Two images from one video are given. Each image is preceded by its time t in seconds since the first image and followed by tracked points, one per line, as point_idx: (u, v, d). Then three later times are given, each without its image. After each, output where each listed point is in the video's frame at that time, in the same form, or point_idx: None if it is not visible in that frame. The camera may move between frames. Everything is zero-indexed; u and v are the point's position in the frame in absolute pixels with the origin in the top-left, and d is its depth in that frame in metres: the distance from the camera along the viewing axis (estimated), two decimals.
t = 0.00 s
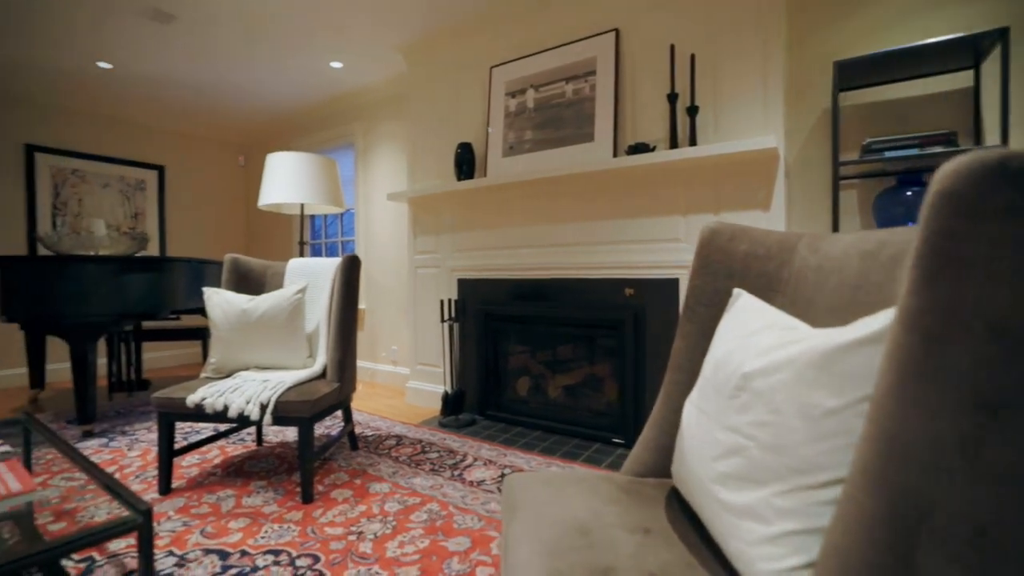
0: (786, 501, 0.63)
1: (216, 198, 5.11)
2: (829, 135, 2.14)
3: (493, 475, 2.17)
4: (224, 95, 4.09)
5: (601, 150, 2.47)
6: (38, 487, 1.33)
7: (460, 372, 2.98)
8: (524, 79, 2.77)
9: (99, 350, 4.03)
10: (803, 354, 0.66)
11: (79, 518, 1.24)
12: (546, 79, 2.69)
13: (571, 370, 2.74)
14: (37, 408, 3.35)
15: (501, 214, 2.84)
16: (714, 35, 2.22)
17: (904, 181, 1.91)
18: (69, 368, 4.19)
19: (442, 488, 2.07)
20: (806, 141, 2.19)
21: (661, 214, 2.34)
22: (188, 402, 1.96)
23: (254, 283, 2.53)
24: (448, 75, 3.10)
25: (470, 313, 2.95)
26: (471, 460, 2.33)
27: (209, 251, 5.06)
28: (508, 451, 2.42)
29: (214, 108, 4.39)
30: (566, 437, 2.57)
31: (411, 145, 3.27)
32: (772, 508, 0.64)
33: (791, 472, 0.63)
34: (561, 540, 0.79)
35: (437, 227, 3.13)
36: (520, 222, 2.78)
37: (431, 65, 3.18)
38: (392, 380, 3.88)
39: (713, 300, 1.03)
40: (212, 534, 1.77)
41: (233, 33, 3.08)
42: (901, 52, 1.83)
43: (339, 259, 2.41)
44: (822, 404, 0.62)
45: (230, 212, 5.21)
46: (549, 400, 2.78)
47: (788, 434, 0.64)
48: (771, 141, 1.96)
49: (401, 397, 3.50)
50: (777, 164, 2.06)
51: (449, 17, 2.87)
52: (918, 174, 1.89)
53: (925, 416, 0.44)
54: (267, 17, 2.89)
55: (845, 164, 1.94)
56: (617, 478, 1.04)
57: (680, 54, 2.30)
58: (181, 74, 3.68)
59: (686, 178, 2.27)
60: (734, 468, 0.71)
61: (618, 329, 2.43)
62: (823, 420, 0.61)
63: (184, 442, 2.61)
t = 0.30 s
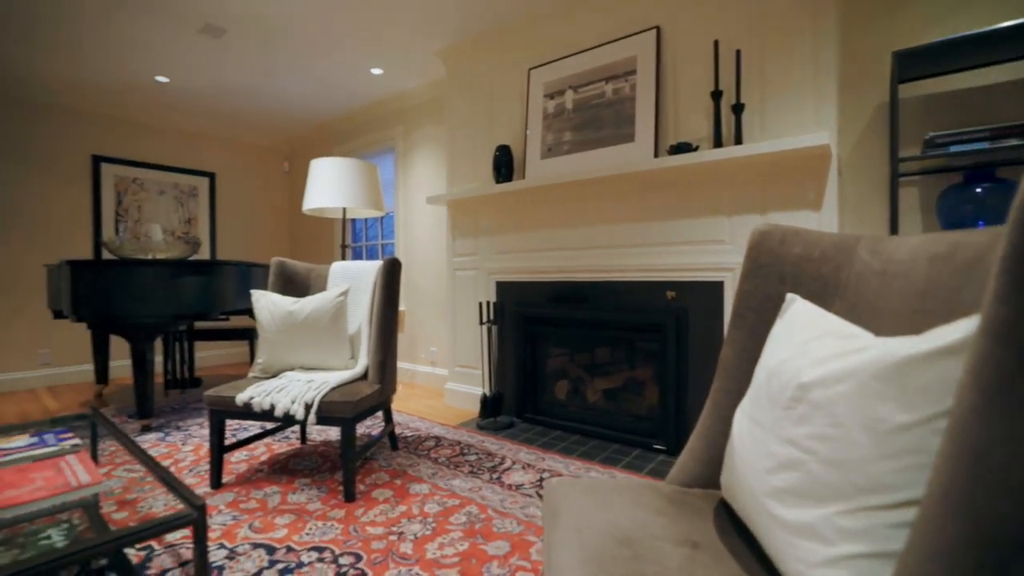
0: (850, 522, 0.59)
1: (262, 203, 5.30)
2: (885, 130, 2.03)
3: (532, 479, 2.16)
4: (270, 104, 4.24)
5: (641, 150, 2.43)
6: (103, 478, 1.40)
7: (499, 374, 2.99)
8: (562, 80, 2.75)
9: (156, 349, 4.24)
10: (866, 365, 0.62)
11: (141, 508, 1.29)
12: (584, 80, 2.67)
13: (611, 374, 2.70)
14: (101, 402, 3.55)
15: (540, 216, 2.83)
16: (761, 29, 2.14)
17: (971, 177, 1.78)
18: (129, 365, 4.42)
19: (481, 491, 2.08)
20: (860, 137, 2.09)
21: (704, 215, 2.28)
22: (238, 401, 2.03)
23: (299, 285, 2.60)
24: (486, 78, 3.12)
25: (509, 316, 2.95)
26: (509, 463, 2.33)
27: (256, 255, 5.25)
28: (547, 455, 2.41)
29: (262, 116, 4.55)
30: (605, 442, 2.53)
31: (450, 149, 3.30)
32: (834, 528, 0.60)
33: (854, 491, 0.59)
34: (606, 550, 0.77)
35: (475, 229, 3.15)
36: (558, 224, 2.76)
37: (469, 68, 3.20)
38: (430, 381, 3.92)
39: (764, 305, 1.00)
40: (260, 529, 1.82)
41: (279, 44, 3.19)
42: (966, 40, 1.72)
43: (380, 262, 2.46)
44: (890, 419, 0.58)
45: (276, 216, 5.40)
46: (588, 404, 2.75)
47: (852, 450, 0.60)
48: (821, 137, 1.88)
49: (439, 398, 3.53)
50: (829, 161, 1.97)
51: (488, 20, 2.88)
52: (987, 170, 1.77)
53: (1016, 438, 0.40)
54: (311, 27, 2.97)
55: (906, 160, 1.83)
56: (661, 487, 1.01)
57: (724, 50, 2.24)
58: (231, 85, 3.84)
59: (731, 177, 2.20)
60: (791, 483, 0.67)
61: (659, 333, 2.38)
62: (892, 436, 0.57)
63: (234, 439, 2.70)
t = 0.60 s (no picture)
0: (916, 547, 0.55)
1: (305, 206, 5.46)
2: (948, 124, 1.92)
3: (570, 483, 2.14)
4: (313, 110, 4.36)
5: (682, 149, 2.37)
6: (160, 472, 1.46)
7: (536, 377, 2.98)
8: (600, 79, 2.72)
9: (207, 347, 4.43)
10: (934, 379, 0.59)
11: (194, 501, 1.35)
12: (623, 78, 2.63)
13: (650, 378, 2.65)
14: (157, 398, 3.74)
15: (578, 217, 2.81)
16: (810, 21, 2.06)
17: None
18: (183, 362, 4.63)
19: (519, 494, 2.07)
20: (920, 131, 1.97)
21: (748, 215, 2.20)
22: (283, 399, 2.10)
23: (341, 287, 2.66)
24: (524, 79, 3.11)
25: (546, 318, 2.94)
26: (547, 467, 2.32)
27: (300, 257, 5.42)
28: (585, 459, 2.38)
29: (305, 122, 4.69)
30: (644, 447, 2.49)
31: (488, 151, 3.31)
32: (898, 553, 0.56)
33: (922, 515, 0.56)
34: (649, 563, 0.75)
35: (513, 231, 3.15)
36: (596, 225, 2.73)
37: (507, 70, 3.20)
38: (467, 382, 3.95)
39: (817, 312, 0.95)
40: (303, 525, 1.87)
41: (321, 53, 3.28)
42: None
43: (418, 265, 2.49)
44: (964, 439, 0.54)
45: (318, 219, 5.55)
46: (627, 408, 2.71)
47: (919, 472, 0.57)
48: (876, 132, 1.79)
49: (477, 399, 3.55)
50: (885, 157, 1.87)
51: (525, 21, 2.88)
52: None
53: None
54: (352, 35, 3.04)
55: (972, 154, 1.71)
56: (706, 498, 0.98)
57: (770, 44, 2.16)
58: (277, 93, 3.97)
59: (777, 175, 2.12)
60: (848, 503, 0.63)
61: (701, 336, 2.32)
62: (966, 457, 0.54)
63: (279, 436, 2.79)
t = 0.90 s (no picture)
0: None
1: (346, 210, 5.59)
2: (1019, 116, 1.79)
3: (608, 490, 2.11)
4: (354, 115, 4.46)
5: (726, 148, 2.30)
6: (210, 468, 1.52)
7: (574, 381, 2.95)
8: (639, 78, 2.67)
9: (253, 347, 4.59)
10: None
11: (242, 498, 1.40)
12: (663, 77, 2.57)
13: (691, 383, 2.58)
14: (207, 395, 3.90)
15: (617, 219, 2.77)
16: (863, 11, 1.96)
17: None
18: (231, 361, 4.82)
19: (556, 499, 2.05)
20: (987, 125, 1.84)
21: (796, 216, 2.12)
22: (325, 400, 2.14)
23: (381, 290, 2.71)
24: (561, 80, 3.09)
25: (584, 321, 2.91)
26: (585, 472, 2.29)
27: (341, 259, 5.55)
28: (624, 465, 2.34)
29: (346, 128, 4.80)
30: (685, 454, 2.43)
31: (525, 153, 3.31)
32: None
33: (1008, 549, 0.54)
34: None
35: (550, 233, 3.14)
36: (635, 227, 2.68)
37: (545, 72, 3.19)
38: (504, 384, 3.95)
39: (878, 323, 0.90)
40: (345, 524, 1.91)
41: (361, 60, 3.36)
42: None
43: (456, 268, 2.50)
44: None
45: (359, 222, 5.68)
46: (667, 413, 2.65)
47: (1015, 503, 0.54)
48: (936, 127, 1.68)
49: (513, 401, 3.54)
50: (947, 153, 1.76)
51: (563, 21, 2.86)
52: None
53: None
54: (391, 41, 3.09)
55: None
56: (755, 514, 0.94)
57: (820, 37, 2.07)
58: (319, 100, 4.08)
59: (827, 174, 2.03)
60: (918, 531, 0.60)
61: (746, 341, 2.25)
62: None
63: (321, 435, 2.86)
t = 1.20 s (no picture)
0: None
1: (385, 213, 5.70)
2: None
3: (648, 497, 2.07)
4: (393, 119, 4.54)
5: (772, 147, 2.22)
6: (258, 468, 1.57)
7: (612, 385, 2.91)
8: (680, 76, 2.61)
9: (297, 346, 4.74)
10: None
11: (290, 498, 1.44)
12: (705, 74, 2.51)
13: (733, 389, 2.50)
14: (254, 393, 4.05)
15: (657, 221, 2.72)
16: None
17: None
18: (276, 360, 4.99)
19: (594, 506, 2.03)
20: None
21: (847, 216, 2.02)
22: (366, 402, 2.19)
23: (420, 293, 2.74)
24: (600, 81, 3.06)
25: (623, 324, 2.87)
26: (623, 478, 2.25)
27: (380, 261, 5.66)
28: (663, 472, 2.30)
29: (386, 132, 4.89)
30: (728, 463, 2.36)
31: (563, 155, 3.29)
32: None
33: None
34: None
35: (588, 235, 3.11)
36: (676, 229, 2.63)
37: (583, 72, 3.16)
38: (540, 387, 3.94)
39: (943, 336, 0.85)
40: (385, 524, 1.94)
41: (400, 66, 3.41)
42: None
43: (494, 271, 2.51)
44: None
45: (397, 225, 5.78)
46: (709, 420, 2.57)
47: None
48: (1005, 121, 1.57)
49: (550, 404, 3.53)
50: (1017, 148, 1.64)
51: (601, 21, 2.83)
52: None
53: None
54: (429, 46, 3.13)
55: None
56: (806, 534, 0.90)
57: (874, 28, 1.97)
58: (359, 106, 4.18)
59: (882, 173, 1.93)
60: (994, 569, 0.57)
61: (793, 347, 2.16)
62: None
63: (362, 435, 2.93)
